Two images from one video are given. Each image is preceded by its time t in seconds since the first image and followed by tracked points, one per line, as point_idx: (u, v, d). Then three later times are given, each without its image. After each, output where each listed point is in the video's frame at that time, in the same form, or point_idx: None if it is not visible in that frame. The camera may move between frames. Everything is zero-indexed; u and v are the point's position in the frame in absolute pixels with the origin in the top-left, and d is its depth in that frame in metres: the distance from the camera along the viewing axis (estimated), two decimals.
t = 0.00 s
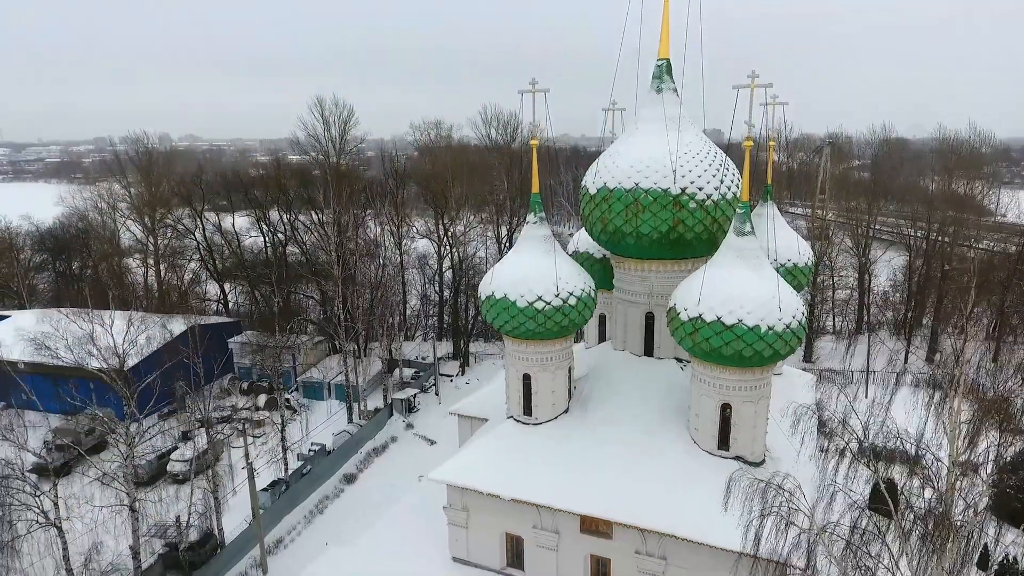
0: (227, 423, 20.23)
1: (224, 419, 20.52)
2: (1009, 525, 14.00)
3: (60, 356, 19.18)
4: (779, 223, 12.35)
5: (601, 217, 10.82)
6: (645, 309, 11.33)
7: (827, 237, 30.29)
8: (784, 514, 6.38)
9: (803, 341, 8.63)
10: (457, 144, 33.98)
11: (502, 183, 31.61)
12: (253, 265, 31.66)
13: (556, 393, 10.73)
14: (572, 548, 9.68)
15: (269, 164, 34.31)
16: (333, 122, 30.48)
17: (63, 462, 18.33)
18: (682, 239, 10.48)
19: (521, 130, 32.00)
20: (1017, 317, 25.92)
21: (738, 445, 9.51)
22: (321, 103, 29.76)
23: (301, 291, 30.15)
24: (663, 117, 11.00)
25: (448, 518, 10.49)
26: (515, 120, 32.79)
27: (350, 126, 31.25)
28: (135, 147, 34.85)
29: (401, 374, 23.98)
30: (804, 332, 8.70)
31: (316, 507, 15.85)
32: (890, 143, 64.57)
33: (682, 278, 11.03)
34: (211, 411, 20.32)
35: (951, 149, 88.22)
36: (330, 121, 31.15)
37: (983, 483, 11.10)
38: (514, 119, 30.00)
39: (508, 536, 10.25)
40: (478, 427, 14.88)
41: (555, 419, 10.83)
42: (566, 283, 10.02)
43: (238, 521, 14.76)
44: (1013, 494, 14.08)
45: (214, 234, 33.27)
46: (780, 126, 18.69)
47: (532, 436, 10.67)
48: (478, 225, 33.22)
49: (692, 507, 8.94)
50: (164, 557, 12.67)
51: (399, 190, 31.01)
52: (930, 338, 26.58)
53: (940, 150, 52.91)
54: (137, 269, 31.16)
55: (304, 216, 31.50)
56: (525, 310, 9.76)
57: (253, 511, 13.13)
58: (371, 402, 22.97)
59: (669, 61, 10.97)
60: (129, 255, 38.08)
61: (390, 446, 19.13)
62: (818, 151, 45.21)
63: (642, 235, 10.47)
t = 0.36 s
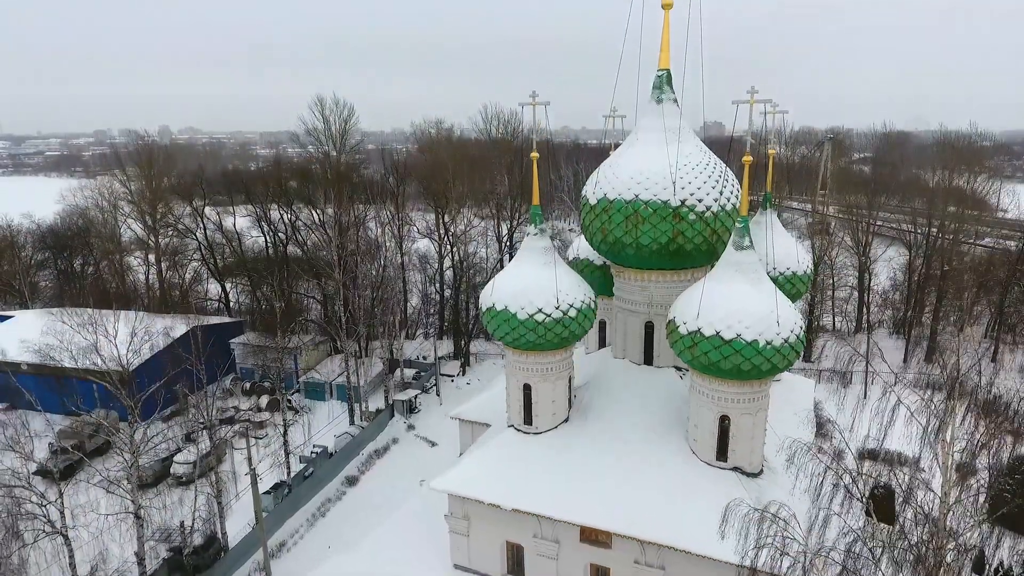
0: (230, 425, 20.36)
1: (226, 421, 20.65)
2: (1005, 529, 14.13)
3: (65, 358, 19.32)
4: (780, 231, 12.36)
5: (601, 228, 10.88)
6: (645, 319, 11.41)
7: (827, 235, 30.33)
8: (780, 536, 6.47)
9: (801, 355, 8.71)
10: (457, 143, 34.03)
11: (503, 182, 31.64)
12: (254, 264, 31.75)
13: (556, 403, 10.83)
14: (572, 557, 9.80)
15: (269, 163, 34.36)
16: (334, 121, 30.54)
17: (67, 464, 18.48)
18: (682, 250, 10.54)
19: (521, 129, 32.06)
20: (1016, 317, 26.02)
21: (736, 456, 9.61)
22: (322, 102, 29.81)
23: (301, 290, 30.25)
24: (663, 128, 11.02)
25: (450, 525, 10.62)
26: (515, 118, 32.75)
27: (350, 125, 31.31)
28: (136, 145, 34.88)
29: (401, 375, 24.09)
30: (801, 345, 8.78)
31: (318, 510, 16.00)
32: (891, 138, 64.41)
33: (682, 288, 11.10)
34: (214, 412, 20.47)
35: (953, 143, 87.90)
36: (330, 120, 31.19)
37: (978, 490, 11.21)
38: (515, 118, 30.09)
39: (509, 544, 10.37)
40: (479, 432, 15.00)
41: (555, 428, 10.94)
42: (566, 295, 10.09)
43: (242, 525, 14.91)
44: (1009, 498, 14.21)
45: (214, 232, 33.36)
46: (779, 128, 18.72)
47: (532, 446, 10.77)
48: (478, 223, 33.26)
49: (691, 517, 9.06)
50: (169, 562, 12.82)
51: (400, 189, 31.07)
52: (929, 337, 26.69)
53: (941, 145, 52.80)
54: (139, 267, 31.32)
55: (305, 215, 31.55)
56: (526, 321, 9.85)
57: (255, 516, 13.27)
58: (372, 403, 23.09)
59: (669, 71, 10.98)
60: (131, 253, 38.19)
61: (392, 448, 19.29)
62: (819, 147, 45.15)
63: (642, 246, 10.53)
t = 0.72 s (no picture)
0: (233, 426, 20.50)
1: (229, 421, 20.80)
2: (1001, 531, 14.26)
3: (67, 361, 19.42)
4: (779, 239, 12.45)
5: (601, 238, 10.94)
6: (645, 327, 11.50)
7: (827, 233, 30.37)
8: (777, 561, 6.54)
9: (800, 368, 8.80)
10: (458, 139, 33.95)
11: (503, 180, 31.66)
12: (255, 263, 31.84)
13: (556, 412, 10.95)
14: (572, 565, 9.94)
15: (269, 160, 34.31)
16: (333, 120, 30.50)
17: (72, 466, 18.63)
18: (682, 261, 10.61)
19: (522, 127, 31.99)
20: (1015, 315, 26.10)
21: (734, 466, 9.71)
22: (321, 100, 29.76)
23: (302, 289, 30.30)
24: (663, 138, 11.04)
25: (451, 533, 10.75)
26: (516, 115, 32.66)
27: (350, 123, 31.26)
28: (136, 143, 34.86)
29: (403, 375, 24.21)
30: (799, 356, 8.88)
31: (321, 512, 16.16)
32: (893, 131, 64.17)
33: (682, 297, 11.18)
34: (217, 413, 20.59)
35: (955, 135, 87.63)
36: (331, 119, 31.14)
37: (974, 496, 11.33)
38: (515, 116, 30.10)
39: (510, 552, 10.50)
40: (480, 435, 15.14)
41: (555, 436, 11.06)
42: (567, 307, 10.17)
43: (245, 528, 15.07)
44: (1005, 501, 14.35)
45: (215, 231, 33.41)
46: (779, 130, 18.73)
47: (533, 454, 10.88)
48: (478, 221, 33.24)
49: (689, 527, 9.18)
50: (174, 566, 12.97)
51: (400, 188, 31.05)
52: (929, 336, 26.73)
53: (943, 139, 52.66)
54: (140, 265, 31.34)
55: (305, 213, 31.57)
56: (526, 333, 9.94)
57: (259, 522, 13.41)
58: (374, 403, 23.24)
59: (669, 81, 11.00)
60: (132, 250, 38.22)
61: (394, 449, 19.43)
62: (820, 142, 44.99)
63: (642, 257, 10.60)
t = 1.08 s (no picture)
0: (235, 427, 20.63)
1: (232, 422, 20.92)
2: (996, 535, 14.39)
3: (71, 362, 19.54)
4: (779, 247, 12.51)
5: (601, 248, 11.02)
6: (645, 336, 11.59)
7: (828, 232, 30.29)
8: None
9: (797, 381, 8.90)
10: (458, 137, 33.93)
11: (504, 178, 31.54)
12: (256, 261, 31.87)
13: (557, 420, 11.06)
14: (572, 572, 10.07)
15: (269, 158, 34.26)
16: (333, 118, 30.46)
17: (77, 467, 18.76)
18: (681, 272, 10.68)
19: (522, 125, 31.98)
20: (1015, 315, 26.13)
21: (732, 476, 9.82)
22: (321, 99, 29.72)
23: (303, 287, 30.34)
24: (663, 149, 11.09)
25: (453, 539, 10.89)
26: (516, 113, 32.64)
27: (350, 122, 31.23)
28: (136, 141, 34.83)
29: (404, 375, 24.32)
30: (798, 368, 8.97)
31: (323, 514, 16.31)
32: (894, 126, 63.99)
33: (682, 307, 11.26)
34: (220, 414, 20.72)
35: (957, 128, 87.25)
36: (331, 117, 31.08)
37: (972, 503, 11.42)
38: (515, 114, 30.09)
39: (510, 559, 10.63)
40: (481, 439, 15.28)
41: (556, 445, 11.17)
42: (567, 317, 10.26)
43: (249, 531, 15.23)
44: (1001, 505, 14.48)
45: (216, 229, 33.42)
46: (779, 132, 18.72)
47: (534, 462, 11.00)
48: (479, 219, 33.24)
49: (687, 536, 9.29)
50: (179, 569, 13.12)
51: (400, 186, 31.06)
52: (929, 336, 26.76)
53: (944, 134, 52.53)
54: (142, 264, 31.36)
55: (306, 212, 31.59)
56: (527, 344, 10.04)
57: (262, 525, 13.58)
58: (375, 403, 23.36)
59: (670, 91, 11.04)
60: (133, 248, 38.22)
61: (395, 450, 19.57)
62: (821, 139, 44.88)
63: (642, 267, 10.68)
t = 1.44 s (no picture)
0: (238, 427, 20.76)
1: (234, 422, 21.06)
2: (991, 536, 14.56)
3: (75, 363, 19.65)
4: (778, 254, 12.61)
5: (602, 258, 11.11)
6: (644, 344, 11.70)
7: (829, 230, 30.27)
8: None
9: (794, 392, 9.02)
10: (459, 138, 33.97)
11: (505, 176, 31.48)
12: (258, 260, 31.91)
13: (557, 428, 11.19)
14: None
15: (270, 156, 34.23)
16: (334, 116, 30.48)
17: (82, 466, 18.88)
18: (680, 281, 10.78)
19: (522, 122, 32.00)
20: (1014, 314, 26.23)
21: (731, 485, 9.95)
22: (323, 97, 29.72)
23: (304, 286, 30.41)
24: (663, 159, 11.16)
25: (455, 546, 11.04)
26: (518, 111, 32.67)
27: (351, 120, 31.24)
28: (137, 139, 34.81)
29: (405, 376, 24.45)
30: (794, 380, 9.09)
31: (326, 516, 16.48)
32: (895, 121, 63.83)
33: (681, 315, 11.36)
34: (223, 415, 20.83)
35: (959, 120, 86.94)
36: (332, 115, 31.07)
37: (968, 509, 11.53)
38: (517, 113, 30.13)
39: (512, 565, 10.78)
40: (482, 442, 15.40)
41: (556, 452, 11.30)
42: (568, 327, 10.37)
43: (252, 534, 15.39)
44: (996, 507, 14.64)
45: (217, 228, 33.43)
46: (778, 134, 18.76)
47: (535, 469, 11.12)
48: (480, 217, 33.26)
49: (686, 543, 9.41)
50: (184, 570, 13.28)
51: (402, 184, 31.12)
52: (928, 335, 26.80)
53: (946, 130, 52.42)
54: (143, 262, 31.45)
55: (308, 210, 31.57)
56: (528, 354, 10.15)
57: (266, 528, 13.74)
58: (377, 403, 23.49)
59: (670, 101, 11.09)
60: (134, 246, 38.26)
61: (397, 451, 19.74)
62: (822, 135, 44.81)
63: (642, 277, 10.77)
